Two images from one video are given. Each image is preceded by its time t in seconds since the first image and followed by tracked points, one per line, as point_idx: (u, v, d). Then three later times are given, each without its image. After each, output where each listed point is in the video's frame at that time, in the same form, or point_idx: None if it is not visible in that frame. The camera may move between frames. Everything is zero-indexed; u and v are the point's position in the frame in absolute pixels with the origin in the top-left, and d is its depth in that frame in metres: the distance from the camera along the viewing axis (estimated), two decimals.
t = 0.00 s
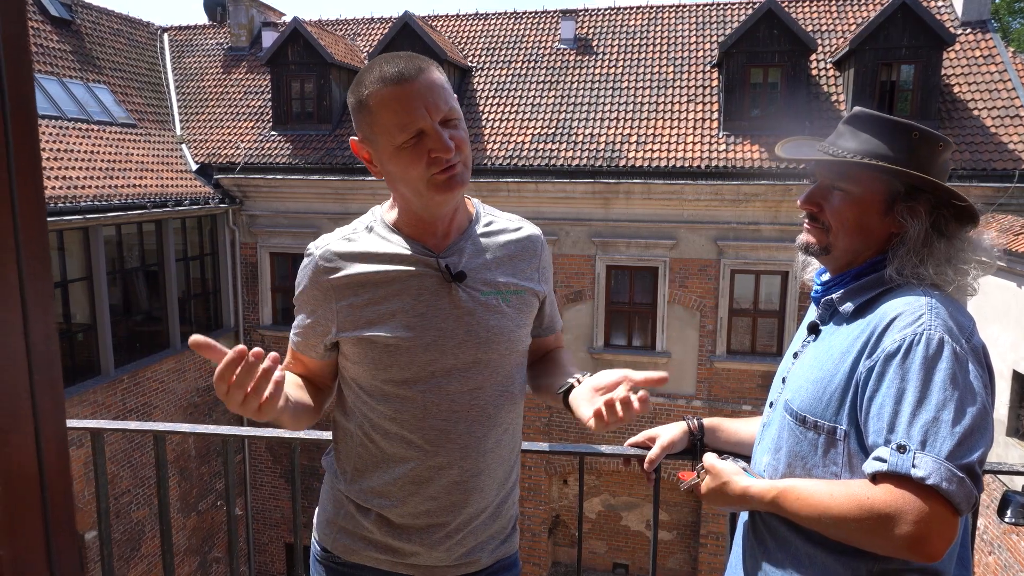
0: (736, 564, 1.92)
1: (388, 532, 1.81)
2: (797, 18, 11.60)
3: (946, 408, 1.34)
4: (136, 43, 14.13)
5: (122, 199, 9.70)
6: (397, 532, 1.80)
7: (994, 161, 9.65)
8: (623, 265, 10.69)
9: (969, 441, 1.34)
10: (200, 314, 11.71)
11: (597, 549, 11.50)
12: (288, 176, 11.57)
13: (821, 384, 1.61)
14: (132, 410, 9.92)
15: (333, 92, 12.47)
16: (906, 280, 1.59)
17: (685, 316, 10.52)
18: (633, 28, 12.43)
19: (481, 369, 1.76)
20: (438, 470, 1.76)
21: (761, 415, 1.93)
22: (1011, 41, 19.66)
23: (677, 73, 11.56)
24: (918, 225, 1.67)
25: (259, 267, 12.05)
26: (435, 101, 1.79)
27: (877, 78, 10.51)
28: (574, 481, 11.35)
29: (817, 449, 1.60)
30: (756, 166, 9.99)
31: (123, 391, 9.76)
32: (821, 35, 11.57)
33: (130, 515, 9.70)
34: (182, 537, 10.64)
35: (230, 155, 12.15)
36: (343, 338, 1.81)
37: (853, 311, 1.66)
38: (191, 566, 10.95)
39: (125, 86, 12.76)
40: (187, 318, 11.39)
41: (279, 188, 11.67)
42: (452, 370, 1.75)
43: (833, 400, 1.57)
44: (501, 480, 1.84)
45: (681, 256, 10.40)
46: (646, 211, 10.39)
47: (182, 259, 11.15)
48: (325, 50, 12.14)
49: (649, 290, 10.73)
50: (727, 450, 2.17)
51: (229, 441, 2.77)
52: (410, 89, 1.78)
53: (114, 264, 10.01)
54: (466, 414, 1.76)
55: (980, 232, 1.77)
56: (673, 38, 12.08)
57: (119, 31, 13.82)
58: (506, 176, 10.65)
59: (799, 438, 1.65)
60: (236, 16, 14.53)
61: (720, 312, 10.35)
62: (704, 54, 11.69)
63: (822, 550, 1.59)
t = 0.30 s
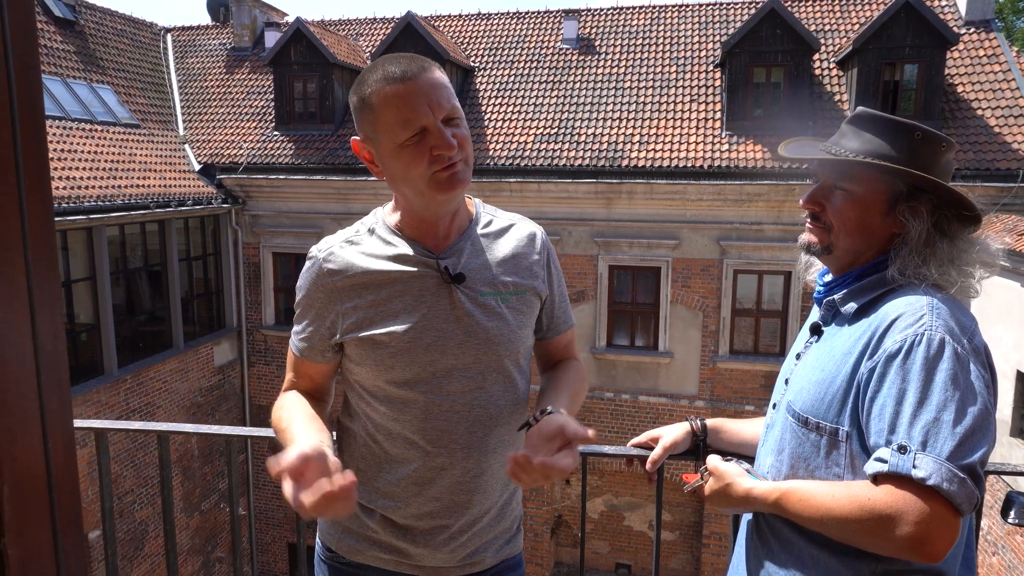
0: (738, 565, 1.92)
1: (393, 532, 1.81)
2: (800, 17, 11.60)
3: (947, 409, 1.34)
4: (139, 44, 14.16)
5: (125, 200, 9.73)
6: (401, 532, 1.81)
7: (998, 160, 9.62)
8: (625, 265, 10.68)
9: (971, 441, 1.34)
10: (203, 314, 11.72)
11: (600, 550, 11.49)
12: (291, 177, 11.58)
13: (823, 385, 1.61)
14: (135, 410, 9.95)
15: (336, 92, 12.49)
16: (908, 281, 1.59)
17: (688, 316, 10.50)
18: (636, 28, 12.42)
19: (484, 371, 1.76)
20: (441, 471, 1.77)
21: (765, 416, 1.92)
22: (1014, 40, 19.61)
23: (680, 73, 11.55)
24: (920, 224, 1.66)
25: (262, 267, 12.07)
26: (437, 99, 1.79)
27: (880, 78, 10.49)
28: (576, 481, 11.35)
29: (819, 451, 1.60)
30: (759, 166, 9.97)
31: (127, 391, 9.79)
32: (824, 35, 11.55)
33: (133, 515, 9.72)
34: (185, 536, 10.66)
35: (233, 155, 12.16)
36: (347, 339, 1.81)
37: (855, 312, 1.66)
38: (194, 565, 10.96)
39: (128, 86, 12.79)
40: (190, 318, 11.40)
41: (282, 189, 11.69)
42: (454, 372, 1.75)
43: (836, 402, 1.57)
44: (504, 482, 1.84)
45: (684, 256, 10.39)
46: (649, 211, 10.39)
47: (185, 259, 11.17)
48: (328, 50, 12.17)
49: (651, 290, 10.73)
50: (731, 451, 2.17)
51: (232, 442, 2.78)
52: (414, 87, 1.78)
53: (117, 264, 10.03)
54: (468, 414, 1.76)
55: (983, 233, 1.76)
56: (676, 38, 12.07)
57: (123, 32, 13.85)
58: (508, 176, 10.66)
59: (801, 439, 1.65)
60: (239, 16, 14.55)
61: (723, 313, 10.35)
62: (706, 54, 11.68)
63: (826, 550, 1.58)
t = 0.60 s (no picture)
0: (739, 564, 1.93)
1: (392, 530, 1.82)
2: (803, 17, 11.58)
3: (948, 409, 1.34)
4: (143, 44, 14.19)
5: (129, 200, 9.75)
6: (400, 530, 1.81)
7: (1002, 160, 9.60)
8: (628, 265, 10.68)
9: (972, 441, 1.34)
10: (206, 314, 11.75)
11: (602, 550, 11.49)
12: (293, 177, 11.60)
13: (824, 386, 1.61)
14: (138, 409, 9.97)
15: (339, 93, 12.50)
16: (908, 281, 1.59)
17: (690, 316, 10.49)
18: (639, 28, 12.41)
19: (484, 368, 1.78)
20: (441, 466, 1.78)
21: (766, 417, 1.93)
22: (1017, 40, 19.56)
23: (683, 73, 11.54)
24: (919, 225, 1.67)
25: (265, 267, 12.09)
26: (426, 95, 1.81)
27: (883, 78, 10.48)
28: (579, 482, 11.35)
29: (821, 451, 1.60)
30: (762, 166, 9.96)
31: (130, 391, 9.81)
32: (827, 34, 11.54)
33: (136, 514, 9.74)
34: (188, 536, 10.68)
35: (236, 156, 12.19)
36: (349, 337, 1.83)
37: (856, 313, 1.66)
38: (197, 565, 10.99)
39: (132, 87, 12.82)
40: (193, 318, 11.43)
41: (284, 189, 11.71)
42: (453, 368, 1.76)
43: (836, 402, 1.57)
44: (503, 478, 1.85)
45: (686, 256, 10.38)
46: (652, 211, 10.39)
47: (188, 259, 11.19)
48: (331, 51, 12.18)
49: (654, 290, 10.73)
50: (733, 452, 2.17)
51: (235, 442, 2.79)
52: (403, 85, 1.80)
53: (121, 264, 10.06)
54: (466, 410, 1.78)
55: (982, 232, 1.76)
56: (679, 37, 12.07)
57: (126, 32, 13.89)
58: (511, 177, 10.67)
59: (803, 440, 1.65)
60: (242, 16, 14.57)
61: (725, 313, 10.35)
62: (709, 54, 11.68)
63: (825, 548, 1.59)
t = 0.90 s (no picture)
0: (741, 562, 1.93)
1: (393, 524, 1.83)
2: (805, 17, 11.58)
3: (950, 410, 1.35)
4: (145, 44, 14.23)
5: (132, 200, 9.78)
6: (401, 523, 1.82)
7: (1005, 160, 9.59)
8: (630, 265, 10.68)
9: (973, 441, 1.35)
10: (208, 314, 11.77)
11: (604, 550, 11.50)
12: (296, 177, 11.62)
13: (826, 386, 1.62)
14: (141, 409, 9.99)
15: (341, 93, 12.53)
16: (909, 281, 1.60)
17: (692, 316, 10.50)
18: (641, 28, 12.41)
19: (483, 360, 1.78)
20: (441, 457, 1.79)
21: (767, 417, 1.93)
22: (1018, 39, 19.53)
23: (685, 73, 11.54)
24: (920, 226, 1.67)
25: (267, 266, 12.11)
26: (410, 95, 1.85)
27: (885, 78, 10.47)
28: (581, 482, 11.36)
29: (823, 451, 1.61)
30: (764, 166, 9.96)
31: (132, 390, 9.82)
32: (829, 35, 11.53)
33: (139, 513, 9.76)
34: (190, 535, 10.70)
35: (238, 155, 12.20)
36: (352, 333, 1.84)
37: (858, 313, 1.67)
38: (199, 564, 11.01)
39: (134, 87, 12.85)
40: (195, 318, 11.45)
41: (286, 189, 11.73)
42: (452, 357, 1.77)
43: (838, 403, 1.58)
44: (503, 472, 1.85)
45: (688, 256, 10.39)
46: (654, 211, 10.39)
47: (190, 259, 11.21)
48: (333, 51, 12.17)
49: (656, 290, 10.73)
50: (735, 451, 2.18)
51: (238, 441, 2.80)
52: (389, 89, 1.84)
53: (123, 263, 10.07)
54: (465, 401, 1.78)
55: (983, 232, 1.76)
56: (681, 38, 12.07)
57: (129, 32, 13.92)
58: (513, 176, 10.67)
59: (804, 440, 1.66)
60: (244, 16, 14.59)
61: (728, 313, 10.34)
62: (711, 55, 11.67)
63: (827, 547, 1.60)
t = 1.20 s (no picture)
0: (743, 563, 1.93)
1: (389, 520, 1.83)
2: (808, 17, 11.57)
3: (949, 410, 1.35)
4: (148, 44, 14.26)
5: (134, 200, 9.79)
6: (396, 520, 1.83)
7: (1008, 160, 9.58)
8: (632, 265, 10.68)
9: (973, 442, 1.35)
10: (211, 313, 11.80)
11: (606, 550, 11.51)
12: (298, 176, 11.64)
13: (827, 387, 1.62)
14: (143, 408, 10.00)
15: (343, 93, 12.54)
16: (909, 283, 1.60)
17: (694, 316, 10.50)
18: (643, 27, 12.41)
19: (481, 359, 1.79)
20: (436, 456, 1.79)
21: (769, 418, 1.93)
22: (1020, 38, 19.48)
23: (688, 73, 11.52)
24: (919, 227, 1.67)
25: (269, 266, 12.13)
26: (414, 98, 1.86)
27: (888, 78, 10.46)
28: (583, 482, 11.36)
29: (823, 451, 1.61)
30: (767, 166, 9.95)
31: (135, 389, 9.84)
32: (832, 34, 11.52)
33: (141, 513, 9.78)
34: (192, 535, 10.71)
35: (241, 155, 12.22)
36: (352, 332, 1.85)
37: (858, 315, 1.67)
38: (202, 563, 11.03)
39: (137, 87, 12.88)
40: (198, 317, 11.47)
41: (288, 188, 11.75)
42: (448, 355, 1.77)
43: (839, 403, 1.58)
44: (500, 470, 1.84)
45: (691, 256, 10.39)
46: (656, 211, 10.39)
47: (193, 259, 11.23)
48: (336, 50, 12.15)
49: (658, 290, 10.72)
50: (737, 452, 2.17)
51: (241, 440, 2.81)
52: (393, 91, 1.86)
53: (126, 263, 10.09)
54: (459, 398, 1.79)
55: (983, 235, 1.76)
56: (683, 37, 12.06)
57: (132, 32, 13.95)
58: (515, 176, 10.67)
59: (805, 440, 1.66)
60: (247, 16, 14.62)
61: (730, 313, 10.33)
62: (714, 54, 11.66)
63: (827, 546, 1.60)
